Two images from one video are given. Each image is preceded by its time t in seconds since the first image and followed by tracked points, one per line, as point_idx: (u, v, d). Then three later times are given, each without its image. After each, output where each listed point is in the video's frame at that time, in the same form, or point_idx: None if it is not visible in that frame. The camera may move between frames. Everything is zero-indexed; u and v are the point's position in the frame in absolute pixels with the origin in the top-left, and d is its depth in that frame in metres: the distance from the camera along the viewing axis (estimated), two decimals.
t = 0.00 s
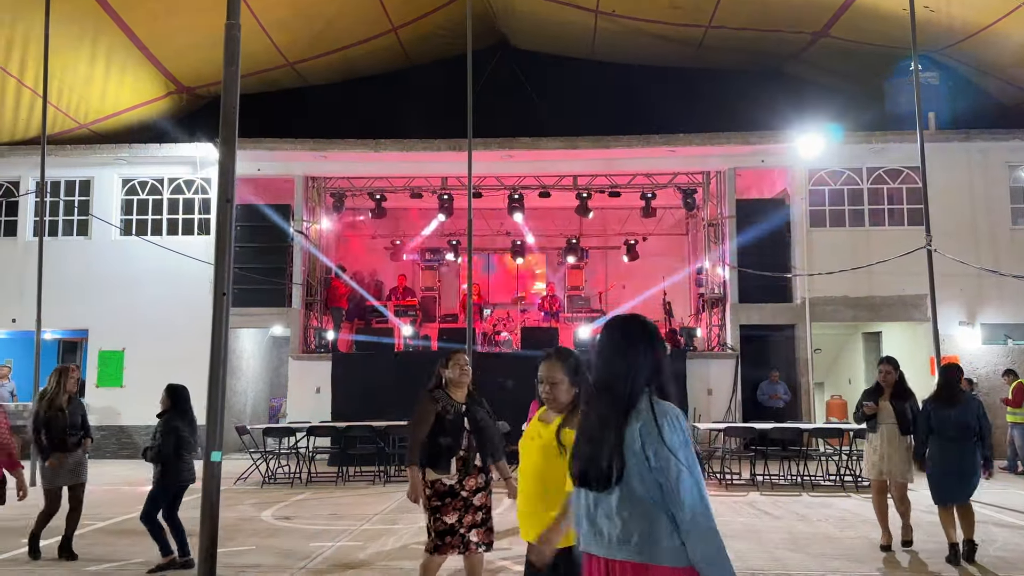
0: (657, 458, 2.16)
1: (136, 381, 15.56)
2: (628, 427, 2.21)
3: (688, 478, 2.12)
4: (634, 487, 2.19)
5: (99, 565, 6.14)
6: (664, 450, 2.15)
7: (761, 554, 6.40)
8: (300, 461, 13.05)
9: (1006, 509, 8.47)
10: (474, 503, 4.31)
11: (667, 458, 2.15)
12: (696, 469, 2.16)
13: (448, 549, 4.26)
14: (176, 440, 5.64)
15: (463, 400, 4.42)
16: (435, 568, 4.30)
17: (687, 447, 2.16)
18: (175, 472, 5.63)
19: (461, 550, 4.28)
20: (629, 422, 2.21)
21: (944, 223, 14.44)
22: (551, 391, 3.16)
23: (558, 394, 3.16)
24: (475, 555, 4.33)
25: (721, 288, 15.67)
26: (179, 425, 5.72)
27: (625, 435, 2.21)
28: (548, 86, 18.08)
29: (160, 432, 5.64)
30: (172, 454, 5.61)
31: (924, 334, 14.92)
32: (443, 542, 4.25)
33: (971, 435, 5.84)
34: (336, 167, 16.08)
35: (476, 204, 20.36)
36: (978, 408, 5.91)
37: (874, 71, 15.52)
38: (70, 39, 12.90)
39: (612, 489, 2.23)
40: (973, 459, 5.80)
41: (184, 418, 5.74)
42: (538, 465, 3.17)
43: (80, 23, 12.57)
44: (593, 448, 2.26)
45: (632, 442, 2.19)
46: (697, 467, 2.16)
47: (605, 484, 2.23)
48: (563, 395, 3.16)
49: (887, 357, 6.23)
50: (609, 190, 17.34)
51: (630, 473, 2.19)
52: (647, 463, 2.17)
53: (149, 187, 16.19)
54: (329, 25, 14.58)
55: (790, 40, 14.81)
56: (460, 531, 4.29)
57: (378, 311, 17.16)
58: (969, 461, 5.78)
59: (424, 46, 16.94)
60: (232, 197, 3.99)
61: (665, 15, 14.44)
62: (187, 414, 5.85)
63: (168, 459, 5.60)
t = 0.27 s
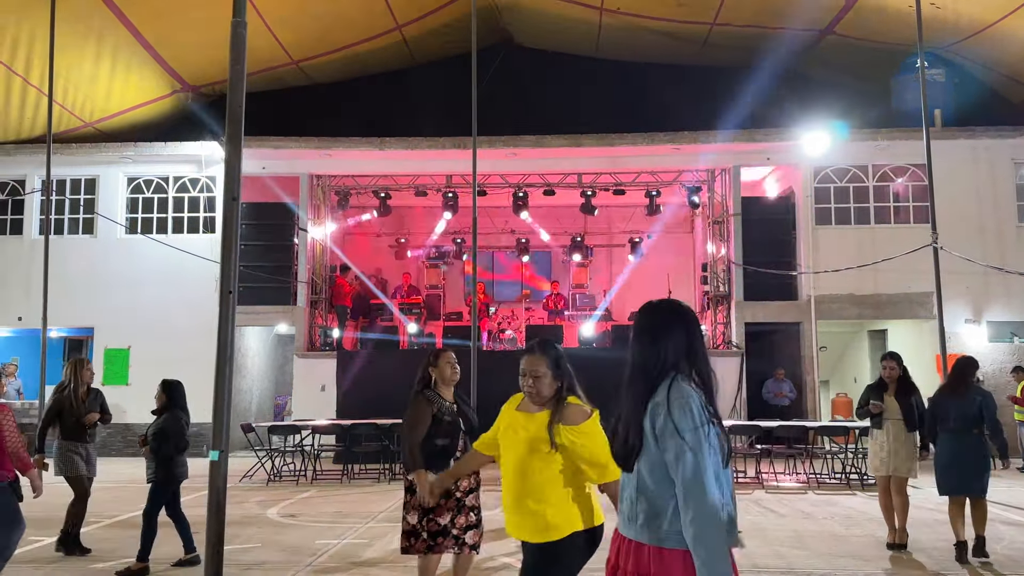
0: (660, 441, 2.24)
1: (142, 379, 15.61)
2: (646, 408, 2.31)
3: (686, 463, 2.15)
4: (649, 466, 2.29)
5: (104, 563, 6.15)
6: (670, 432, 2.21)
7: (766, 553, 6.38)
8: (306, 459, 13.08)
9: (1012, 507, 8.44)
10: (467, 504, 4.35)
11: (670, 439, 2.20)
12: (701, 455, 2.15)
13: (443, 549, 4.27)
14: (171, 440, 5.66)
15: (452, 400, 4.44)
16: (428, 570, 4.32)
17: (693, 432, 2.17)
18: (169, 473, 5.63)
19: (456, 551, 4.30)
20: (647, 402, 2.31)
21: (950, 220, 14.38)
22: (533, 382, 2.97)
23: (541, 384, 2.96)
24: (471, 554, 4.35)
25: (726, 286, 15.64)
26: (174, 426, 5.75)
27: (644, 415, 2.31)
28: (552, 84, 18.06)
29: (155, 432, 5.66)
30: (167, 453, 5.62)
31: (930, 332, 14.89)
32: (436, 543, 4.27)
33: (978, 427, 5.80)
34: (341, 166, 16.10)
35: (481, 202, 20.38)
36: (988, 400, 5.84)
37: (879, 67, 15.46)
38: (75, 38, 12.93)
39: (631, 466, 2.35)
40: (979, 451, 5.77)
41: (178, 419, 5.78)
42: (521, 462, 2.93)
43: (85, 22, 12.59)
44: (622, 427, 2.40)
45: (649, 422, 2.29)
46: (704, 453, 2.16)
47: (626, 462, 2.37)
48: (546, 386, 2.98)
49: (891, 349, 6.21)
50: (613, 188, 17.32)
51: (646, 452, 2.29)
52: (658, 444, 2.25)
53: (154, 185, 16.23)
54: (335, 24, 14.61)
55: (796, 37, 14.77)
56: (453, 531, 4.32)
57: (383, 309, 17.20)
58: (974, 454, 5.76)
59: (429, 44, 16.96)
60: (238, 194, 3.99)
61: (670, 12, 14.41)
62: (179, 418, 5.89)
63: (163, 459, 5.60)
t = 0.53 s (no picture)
0: (655, 440, 2.40)
1: (148, 377, 15.66)
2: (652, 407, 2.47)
3: (673, 460, 2.30)
4: (646, 463, 2.45)
5: (110, 560, 6.18)
6: (665, 432, 2.35)
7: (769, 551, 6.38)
8: (311, 457, 13.10)
9: (1017, 505, 8.42)
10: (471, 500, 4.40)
11: (663, 437, 2.35)
12: (692, 455, 2.28)
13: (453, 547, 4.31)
14: (158, 440, 5.70)
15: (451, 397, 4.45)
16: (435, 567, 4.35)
17: (689, 434, 2.30)
18: (159, 471, 5.68)
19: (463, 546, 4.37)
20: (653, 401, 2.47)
21: (956, 218, 14.33)
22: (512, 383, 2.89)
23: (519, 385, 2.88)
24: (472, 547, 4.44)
25: (731, 284, 15.62)
26: (163, 424, 5.78)
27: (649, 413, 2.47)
28: (557, 82, 18.06)
29: (143, 431, 5.70)
30: (154, 453, 5.66)
31: (935, 330, 14.85)
32: (445, 541, 4.29)
33: (990, 429, 5.79)
34: (346, 164, 16.12)
35: (485, 200, 20.38)
36: (1001, 402, 5.82)
37: (884, 65, 15.42)
38: (80, 38, 12.97)
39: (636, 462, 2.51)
40: (992, 453, 5.74)
41: (168, 418, 5.81)
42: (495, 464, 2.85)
43: (90, 22, 12.62)
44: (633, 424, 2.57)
45: (651, 420, 2.45)
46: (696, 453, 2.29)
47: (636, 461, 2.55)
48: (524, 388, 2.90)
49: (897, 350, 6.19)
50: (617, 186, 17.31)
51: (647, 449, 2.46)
52: (655, 440, 2.40)
53: (159, 184, 16.27)
54: (339, 22, 14.61)
55: (801, 34, 14.72)
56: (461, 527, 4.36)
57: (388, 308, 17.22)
58: (987, 456, 5.73)
59: (433, 43, 16.97)
60: (239, 192, 3.96)
61: (674, 10, 14.38)
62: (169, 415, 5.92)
63: (150, 458, 5.64)
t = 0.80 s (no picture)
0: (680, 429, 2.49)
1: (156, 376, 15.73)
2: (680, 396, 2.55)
3: (695, 449, 2.40)
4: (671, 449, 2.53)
5: (119, 557, 6.23)
6: (692, 421, 2.43)
7: (775, 551, 6.35)
8: (317, 455, 13.14)
9: None
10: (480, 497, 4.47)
11: (689, 426, 2.43)
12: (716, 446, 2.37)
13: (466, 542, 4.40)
14: (155, 436, 5.71)
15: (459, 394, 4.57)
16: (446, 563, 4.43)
17: (716, 425, 2.38)
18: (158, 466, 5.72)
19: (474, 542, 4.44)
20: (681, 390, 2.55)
21: (964, 216, 14.26)
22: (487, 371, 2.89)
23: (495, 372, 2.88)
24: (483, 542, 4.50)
25: (737, 282, 15.60)
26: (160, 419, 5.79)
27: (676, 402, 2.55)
28: (563, 80, 18.03)
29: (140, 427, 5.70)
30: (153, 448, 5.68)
31: (943, 329, 14.79)
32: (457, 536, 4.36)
33: (1009, 423, 5.78)
34: (353, 163, 16.15)
35: (491, 199, 20.39)
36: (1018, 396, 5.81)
37: (891, 63, 15.35)
38: (88, 38, 13.04)
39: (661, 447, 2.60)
40: (1013, 448, 5.72)
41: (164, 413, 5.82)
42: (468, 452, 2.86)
43: (98, 21, 12.67)
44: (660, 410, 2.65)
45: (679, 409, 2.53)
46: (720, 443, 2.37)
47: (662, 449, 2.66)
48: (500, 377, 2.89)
49: (903, 349, 6.20)
50: (623, 184, 17.29)
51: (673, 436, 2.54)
52: (681, 428, 2.48)
53: (167, 183, 16.34)
54: (345, 21, 14.63)
55: (808, 32, 14.67)
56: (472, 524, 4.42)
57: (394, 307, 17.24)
58: (1009, 451, 5.70)
59: (439, 41, 16.97)
60: (246, 192, 3.92)
61: (680, 8, 14.35)
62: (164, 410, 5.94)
63: (149, 454, 5.66)
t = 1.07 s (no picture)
0: (731, 423, 2.36)
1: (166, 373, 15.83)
2: (724, 393, 2.42)
3: (753, 441, 2.29)
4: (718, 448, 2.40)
5: (130, 554, 6.26)
6: (746, 417, 2.32)
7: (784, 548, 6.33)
8: (327, 453, 13.19)
9: None
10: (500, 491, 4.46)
11: (744, 422, 2.32)
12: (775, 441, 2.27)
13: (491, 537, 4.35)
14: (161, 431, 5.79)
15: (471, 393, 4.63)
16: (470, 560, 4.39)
17: (773, 419, 2.28)
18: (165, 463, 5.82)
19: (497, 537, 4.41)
20: (725, 387, 2.42)
21: (976, 213, 14.17)
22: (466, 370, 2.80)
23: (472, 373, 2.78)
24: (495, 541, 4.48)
25: (746, 280, 15.55)
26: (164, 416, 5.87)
27: (720, 399, 2.42)
28: (571, 78, 18.02)
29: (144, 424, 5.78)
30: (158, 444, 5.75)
31: (953, 327, 14.73)
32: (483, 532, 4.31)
33: None
34: (362, 161, 16.20)
35: (499, 198, 20.41)
36: None
37: (901, 60, 15.28)
38: (99, 37, 13.13)
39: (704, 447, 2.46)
40: None
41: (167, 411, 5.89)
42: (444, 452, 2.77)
43: (108, 19, 12.75)
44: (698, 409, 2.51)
45: (725, 405, 2.40)
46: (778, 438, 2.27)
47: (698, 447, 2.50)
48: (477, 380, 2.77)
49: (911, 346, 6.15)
50: (632, 182, 17.27)
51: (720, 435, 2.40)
52: (732, 426, 2.36)
53: (177, 182, 16.41)
54: (355, 21, 14.69)
55: (818, 28, 14.60)
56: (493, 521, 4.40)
57: (403, 305, 17.29)
58: None
59: (448, 39, 16.99)
60: (257, 190, 3.92)
61: (688, 6, 14.32)
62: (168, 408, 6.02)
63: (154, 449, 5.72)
